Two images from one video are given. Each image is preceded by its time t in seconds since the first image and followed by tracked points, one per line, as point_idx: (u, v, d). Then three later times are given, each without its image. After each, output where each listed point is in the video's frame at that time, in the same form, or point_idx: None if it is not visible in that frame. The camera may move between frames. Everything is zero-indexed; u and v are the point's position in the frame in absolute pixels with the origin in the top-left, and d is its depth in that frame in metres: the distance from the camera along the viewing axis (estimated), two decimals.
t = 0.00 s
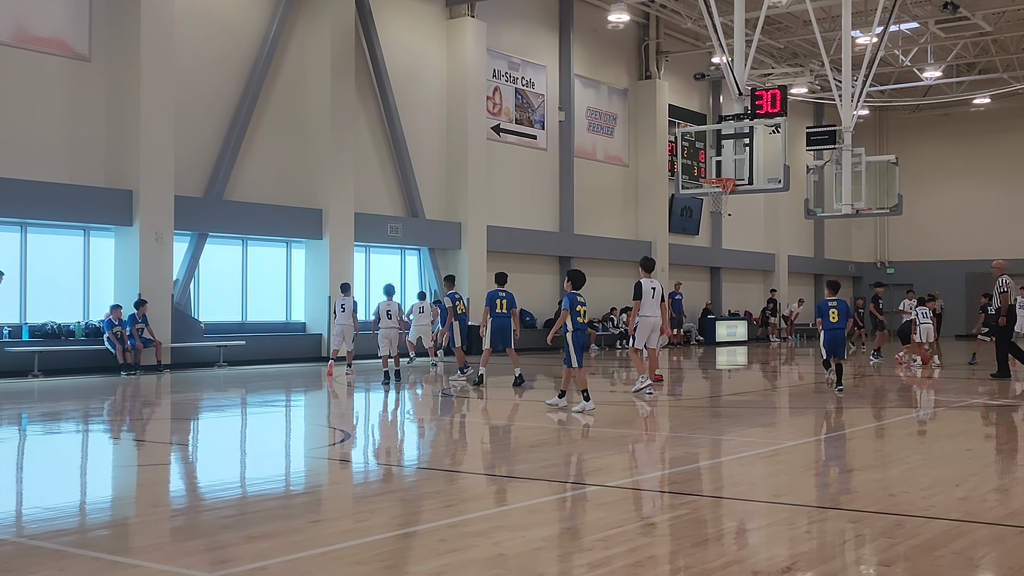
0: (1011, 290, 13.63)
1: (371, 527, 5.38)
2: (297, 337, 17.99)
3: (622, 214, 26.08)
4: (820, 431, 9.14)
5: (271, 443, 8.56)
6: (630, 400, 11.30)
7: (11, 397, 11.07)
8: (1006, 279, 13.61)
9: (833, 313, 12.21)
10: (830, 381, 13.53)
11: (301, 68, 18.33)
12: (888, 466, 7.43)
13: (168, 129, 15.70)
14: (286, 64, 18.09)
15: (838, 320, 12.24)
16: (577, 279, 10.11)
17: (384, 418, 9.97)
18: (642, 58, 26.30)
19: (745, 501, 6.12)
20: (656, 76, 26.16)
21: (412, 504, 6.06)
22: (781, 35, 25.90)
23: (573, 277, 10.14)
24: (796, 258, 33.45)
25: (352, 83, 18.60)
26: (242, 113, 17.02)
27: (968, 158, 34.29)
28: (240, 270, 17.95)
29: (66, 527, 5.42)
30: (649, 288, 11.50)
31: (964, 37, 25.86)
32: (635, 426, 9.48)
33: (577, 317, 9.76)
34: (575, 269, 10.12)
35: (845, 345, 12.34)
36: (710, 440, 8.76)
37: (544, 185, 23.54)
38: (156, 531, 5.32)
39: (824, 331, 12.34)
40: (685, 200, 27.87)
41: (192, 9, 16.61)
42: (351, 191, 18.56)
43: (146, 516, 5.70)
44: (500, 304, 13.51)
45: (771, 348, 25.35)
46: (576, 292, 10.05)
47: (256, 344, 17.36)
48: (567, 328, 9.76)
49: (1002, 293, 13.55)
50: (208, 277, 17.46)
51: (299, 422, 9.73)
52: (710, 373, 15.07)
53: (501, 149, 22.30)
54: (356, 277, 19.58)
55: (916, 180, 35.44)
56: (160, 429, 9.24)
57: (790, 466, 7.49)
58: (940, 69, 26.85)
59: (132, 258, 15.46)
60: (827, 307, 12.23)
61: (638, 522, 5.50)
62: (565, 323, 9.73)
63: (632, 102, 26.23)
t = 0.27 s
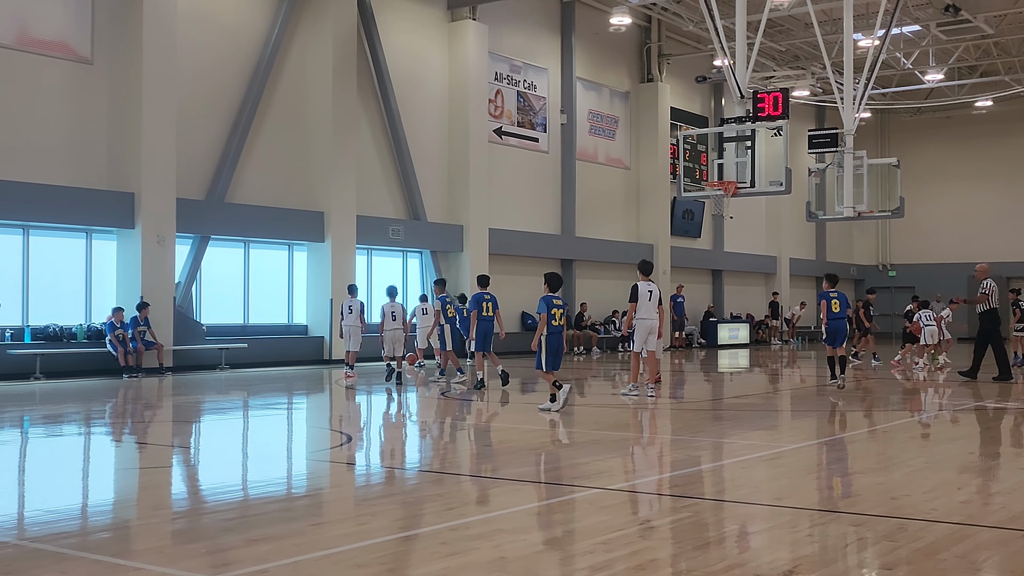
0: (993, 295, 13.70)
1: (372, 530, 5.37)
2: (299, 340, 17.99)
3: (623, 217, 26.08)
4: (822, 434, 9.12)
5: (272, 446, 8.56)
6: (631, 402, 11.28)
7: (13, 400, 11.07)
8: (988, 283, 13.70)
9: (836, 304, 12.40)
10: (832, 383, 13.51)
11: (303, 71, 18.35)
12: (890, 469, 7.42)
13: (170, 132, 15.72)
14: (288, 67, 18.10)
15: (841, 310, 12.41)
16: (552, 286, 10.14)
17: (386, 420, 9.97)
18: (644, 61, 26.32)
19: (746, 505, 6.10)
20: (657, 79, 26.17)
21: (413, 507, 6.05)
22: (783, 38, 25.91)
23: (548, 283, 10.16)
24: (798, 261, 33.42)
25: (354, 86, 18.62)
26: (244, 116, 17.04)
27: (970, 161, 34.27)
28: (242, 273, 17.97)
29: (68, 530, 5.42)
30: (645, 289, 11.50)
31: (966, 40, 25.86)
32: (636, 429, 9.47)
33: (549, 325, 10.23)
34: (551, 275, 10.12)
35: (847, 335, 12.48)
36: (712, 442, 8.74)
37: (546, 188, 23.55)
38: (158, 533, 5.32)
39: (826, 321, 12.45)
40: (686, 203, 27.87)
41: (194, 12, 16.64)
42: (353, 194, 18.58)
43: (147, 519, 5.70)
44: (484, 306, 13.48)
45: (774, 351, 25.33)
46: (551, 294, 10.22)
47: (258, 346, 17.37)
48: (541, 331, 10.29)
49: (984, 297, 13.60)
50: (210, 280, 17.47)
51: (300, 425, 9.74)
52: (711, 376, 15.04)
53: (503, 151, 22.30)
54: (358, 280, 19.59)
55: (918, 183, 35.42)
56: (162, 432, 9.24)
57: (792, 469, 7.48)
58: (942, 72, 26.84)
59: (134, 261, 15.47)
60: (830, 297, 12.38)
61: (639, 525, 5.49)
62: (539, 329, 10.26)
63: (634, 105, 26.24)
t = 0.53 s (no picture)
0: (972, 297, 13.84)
1: (375, 533, 5.38)
2: (300, 344, 17.98)
3: (625, 220, 26.08)
4: (824, 437, 9.11)
5: (275, 450, 8.56)
6: (633, 406, 11.28)
7: (15, 403, 11.08)
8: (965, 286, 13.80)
9: (835, 317, 12.54)
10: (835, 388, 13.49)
11: (305, 74, 18.36)
12: (892, 473, 7.42)
13: (173, 136, 15.74)
14: (290, 72, 18.12)
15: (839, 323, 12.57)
16: (529, 289, 10.36)
17: (388, 424, 9.99)
18: (646, 64, 26.32)
19: (749, 508, 6.11)
20: (659, 83, 26.16)
21: (415, 510, 6.06)
22: (785, 41, 25.91)
23: (525, 286, 10.39)
24: (800, 263, 33.40)
25: (356, 90, 18.62)
26: (246, 120, 17.06)
27: (972, 163, 34.26)
28: (244, 276, 17.97)
29: (71, 533, 5.42)
30: (640, 293, 11.51)
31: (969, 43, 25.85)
32: (638, 433, 9.46)
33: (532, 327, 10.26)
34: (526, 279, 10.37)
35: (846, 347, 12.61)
36: (714, 446, 8.74)
37: (547, 191, 23.54)
38: (161, 536, 5.32)
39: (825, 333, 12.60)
40: (688, 205, 27.86)
41: (196, 15, 16.66)
42: (354, 197, 18.58)
43: (150, 522, 5.71)
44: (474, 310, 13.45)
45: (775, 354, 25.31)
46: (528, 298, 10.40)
47: (259, 350, 17.37)
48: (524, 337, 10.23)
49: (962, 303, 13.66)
50: (212, 283, 17.47)
51: (302, 428, 9.74)
52: (714, 380, 15.03)
53: (505, 155, 22.30)
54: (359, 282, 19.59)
55: (920, 185, 35.41)
56: (164, 436, 9.24)
57: (794, 472, 7.48)
58: (944, 75, 26.83)
59: (136, 264, 15.48)
60: (828, 310, 12.53)
61: (641, 529, 5.49)
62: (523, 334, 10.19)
63: (636, 108, 26.23)
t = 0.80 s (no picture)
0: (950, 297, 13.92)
1: (375, 536, 5.36)
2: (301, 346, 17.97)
3: (625, 223, 26.08)
4: (825, 440, 9.11)
5: (275, 452, 8.55)
6: (634, 408, 11.28)
7: (15, 406, 11.06)
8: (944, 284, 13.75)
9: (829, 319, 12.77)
10: (836, 390, 13.49)
11: (306, 77, 18.37)
12: (893, 475, 7.40)
13: (173, 139, 15.74)
14: (290, 74, 18.12)
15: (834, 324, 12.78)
16: (503, 292, 10.91)
17: (388, 427, 9.98)
18: (646, 67, 26.33)
19: (750, 511, 6.10)
20: (659, 85, 26.17)
21: (416, 513, 6.04)
22: (785, 44, 25.94)
23: (499, 289, 10.94)
24: (800, 267, 33.40)
25: (357, 92, 18.64)
26: (246, 123, 17.07)
27: (972, 167, 34.28)
28: (245, 279, 17.97)
29: (70, 536, 5.41)
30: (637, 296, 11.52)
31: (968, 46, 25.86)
32: (639, 435, 9.44)
33: (504, 329, 10.92)
34: (500, 283, 10.95)
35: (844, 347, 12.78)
36: (715, 449, 8.74)
37: (548, 194, 23.55)
38: (161, 540, 5.31)
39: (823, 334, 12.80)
40: (688, 209, 27.88)
41: (197, 17, 16.67)
42: (355, 200, 18.59)
43: (150, 525, 5.70)
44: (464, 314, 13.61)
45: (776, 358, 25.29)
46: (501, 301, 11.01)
47: (260, 352, 17.37)
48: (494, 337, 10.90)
49: (942, 302, 13.58)
50: (212, 287, 17.47)
51: (303, 431, 9.73)
52: (714, 382, 15.02)
53: (505, 158, 22.31)
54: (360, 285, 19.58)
55: (919, 189, 35.43)
56: (164, 438, 9.23)
57: (795, 475, 7.47)
58: (944, 78, 26.85)
59: (136, 268, 15.47)
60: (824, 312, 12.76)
61: (642, 532, 5.48)
62: (494, 335, 10.87)
63: (636, 111, 26.25)
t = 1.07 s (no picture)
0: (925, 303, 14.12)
1: (373, 540, 5.37)
2: (300, 351, 17.99)
3: (624, 226, 26.10)
4: (823, 444, 9.11)
5: (273, 457, 8.54)
6: (632, 412, 11.28)
7: (13, 410, 11.05)
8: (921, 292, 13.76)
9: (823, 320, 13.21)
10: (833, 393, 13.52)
11: (304, 81, 18.38)
12: (891, 479, 7.42)
13: (172, 143, 15.75)
14: (289, 78, 18.12)
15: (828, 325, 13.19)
16: (480, 297, 10.89)
17: (386, 430, 9.99)
18: (644, 71, 26.34)
19: (747, 515, 6.10)
20: (658, 89, 26.19)
21: (413, 517, 6.05)
22: (783, 48, 25.98)
23: (475, 294, 10.93)
24: (798, 270, 33.42)
25: (355, 97, 18.65)
26: (245, 127, 17.08)
27: (970, 169, 34.32)
28: (243, 283, 17.97)
29: (68, 540, 5.41)
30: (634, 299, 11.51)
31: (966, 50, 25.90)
32: (637, 439, 9.46)
33: (484, 332, 10.94)
34: (477, 287, 10.91)
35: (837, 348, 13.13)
36: (713, 453, 8.74)
37: (546, 197, 23.56)
38: (159, 544, 5.31)
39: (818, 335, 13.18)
40: (687, 212, 27.90)
41: (194, 21, 16.66)
42: (353, 204, 18.59)
43: (148, 529, 5.70)
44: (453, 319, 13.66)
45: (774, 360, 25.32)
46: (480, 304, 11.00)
47: (259, 356, 17.38)
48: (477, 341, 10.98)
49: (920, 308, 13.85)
50: (211, 290, 17.47)
51: (300, 435, 9.73)
52: (712, 386, 15.04)
53: (503, 161, 22.31)
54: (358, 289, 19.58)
55: (918, 191, 35.46)
56: (162, 442, 9.23)
57: (793, 479, 7.48)
58: (942, 82, 26.89)
59: (135, 271, 15.47)
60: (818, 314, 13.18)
61: (640, 535, 5.48)
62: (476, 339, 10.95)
63: (634, 115, 26.26)
